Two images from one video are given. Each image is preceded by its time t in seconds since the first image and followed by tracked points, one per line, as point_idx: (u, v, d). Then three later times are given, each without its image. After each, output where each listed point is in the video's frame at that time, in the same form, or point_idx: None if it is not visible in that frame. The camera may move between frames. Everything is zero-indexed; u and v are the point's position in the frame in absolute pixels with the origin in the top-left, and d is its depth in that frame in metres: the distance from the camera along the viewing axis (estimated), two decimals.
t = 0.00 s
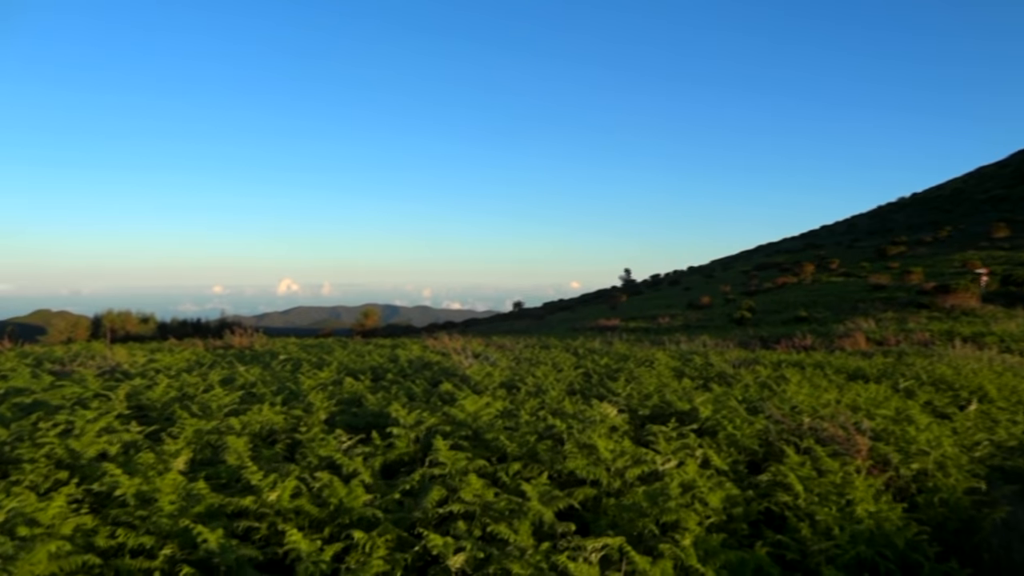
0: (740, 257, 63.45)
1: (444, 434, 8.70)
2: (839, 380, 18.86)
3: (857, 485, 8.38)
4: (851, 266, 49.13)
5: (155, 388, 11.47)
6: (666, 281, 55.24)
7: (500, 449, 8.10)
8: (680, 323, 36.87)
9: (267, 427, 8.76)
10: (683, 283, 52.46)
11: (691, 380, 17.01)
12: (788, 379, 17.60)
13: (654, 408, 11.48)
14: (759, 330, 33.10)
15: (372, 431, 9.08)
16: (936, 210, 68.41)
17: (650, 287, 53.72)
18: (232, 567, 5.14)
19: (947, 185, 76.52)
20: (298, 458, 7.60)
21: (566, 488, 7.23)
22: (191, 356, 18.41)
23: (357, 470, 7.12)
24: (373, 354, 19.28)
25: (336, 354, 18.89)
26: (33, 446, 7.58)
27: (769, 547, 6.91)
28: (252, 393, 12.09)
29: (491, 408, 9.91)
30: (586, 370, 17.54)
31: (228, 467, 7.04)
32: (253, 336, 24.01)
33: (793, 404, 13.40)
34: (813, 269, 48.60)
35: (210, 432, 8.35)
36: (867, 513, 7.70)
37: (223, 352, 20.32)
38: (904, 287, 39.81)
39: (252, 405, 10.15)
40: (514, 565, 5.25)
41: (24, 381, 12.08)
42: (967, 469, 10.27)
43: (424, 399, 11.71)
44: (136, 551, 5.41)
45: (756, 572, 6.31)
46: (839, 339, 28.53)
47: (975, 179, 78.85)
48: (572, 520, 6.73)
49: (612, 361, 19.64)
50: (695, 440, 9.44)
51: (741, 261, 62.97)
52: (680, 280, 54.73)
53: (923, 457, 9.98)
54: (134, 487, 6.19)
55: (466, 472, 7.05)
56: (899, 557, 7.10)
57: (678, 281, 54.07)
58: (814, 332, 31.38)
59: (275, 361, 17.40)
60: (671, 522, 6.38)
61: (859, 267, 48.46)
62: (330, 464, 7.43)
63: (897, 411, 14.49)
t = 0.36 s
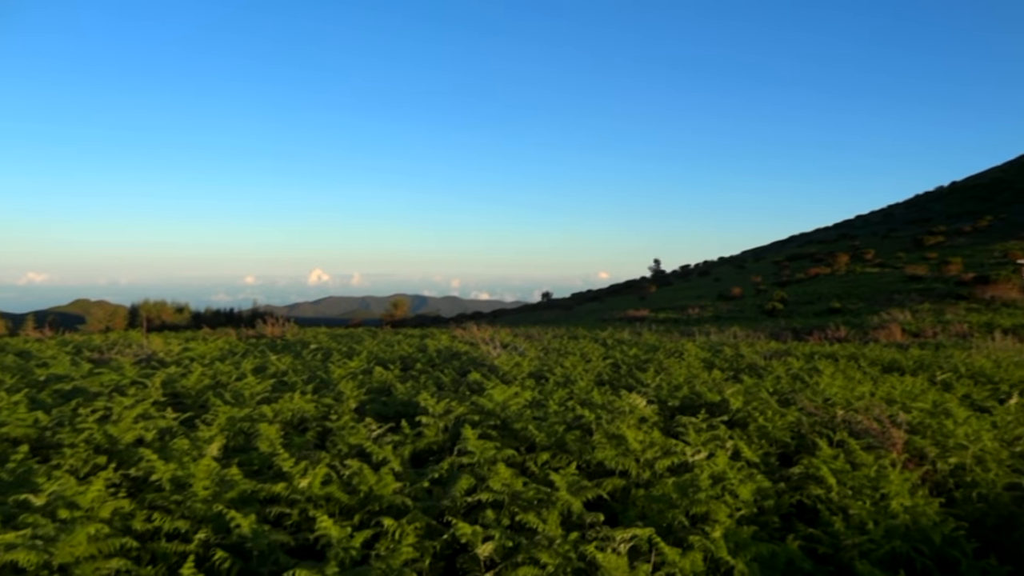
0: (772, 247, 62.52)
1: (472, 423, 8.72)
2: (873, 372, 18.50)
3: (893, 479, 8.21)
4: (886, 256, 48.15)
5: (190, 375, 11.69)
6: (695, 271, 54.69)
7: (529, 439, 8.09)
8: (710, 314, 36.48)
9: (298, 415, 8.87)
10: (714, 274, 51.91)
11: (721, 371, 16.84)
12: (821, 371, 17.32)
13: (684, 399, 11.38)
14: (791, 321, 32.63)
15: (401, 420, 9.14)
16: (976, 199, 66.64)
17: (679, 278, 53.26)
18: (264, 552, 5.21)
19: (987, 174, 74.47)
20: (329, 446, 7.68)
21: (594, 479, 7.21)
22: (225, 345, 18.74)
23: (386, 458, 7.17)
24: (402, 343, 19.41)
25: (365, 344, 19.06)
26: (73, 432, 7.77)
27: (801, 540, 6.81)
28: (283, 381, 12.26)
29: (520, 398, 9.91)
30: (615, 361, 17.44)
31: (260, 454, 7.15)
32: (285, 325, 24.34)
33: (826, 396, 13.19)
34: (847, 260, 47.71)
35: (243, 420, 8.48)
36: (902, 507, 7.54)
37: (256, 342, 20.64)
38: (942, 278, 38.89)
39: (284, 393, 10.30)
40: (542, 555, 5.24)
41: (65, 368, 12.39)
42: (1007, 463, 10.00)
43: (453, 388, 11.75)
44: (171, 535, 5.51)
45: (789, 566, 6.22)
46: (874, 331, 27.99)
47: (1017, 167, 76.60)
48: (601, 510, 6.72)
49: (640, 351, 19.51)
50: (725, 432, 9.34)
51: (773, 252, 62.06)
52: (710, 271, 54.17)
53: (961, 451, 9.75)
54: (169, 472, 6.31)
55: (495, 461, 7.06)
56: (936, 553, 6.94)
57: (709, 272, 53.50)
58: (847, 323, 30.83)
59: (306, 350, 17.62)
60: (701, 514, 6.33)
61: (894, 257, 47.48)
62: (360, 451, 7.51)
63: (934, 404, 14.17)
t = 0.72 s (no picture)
0: (798, 237, 61.73)
1: (494, 413, 8.74)
2: (901, 364, 18.21)
3: (921, 472, 8.07)
4: (915, 246, 47.32)
5: (216, 365, 11.87)
6: (719, 262, 54.21)
7: (551, 429, 8.09)
8: (734, 305, 36.14)
9: (322, 404, 8.96)
10: (738, 265, 51.40)
11: (745, 362, 16.67)
12: (848, 362, 17.08)
13: (708, 390, 11.30)
14: (817, 312, 32.20)
15: (424, 409, 9.19)
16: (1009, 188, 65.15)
17: (703, 269, 52.83)
18: (288, 538, 5.26)
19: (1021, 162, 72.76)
20: (352, 435, 7.74)
21: (617, 469, 7.19)
22: (251, 335, 18.97)
23: (409, 447, 7.21)
24: (425, 334, 19.50)
25: (389, 334, 19.19)
26: (102, 419, 7.93)
27: (826, 532, 6.73)
28: (308, 370, 12.39)
29: (542, 388, 9.91)
30: (638, 352, 17.36)
31: (284, 443, 7.23)
32: (310, 315, 24.58)
33: (853, 388, 13.01)
34: (875, 250, 46.94)
35: (268, 409, 8.58)
36: (930, 499, 7.41)
37: (281, 332, 20.86)
38: (973, 269, 38.10)
39: (308, 382, 10.42)
40: (564, 544, 5.24)
41: (96, 357, 12.64)
42: None
43: (475, 378, 11.79)
44: (198, 521, 5.59)
45: (813, 558, 6.15)
46: (902, 322, 27.53)
47: None
48: (623, 500, 6.69)
49: (664, 342, 19.41)
50: (750, 423, 9.26)
51: (799, 242, 61.26)
52: (734, 262, 53.64)
53: (992, 444, 9.54)
54: (196, 459, 6.41)
55: (517, 451, 7.07)
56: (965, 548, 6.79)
57: (733, 262, 52.98)
58: (875, 314, 30.36)
59: (330, 340, 17.78)
60: (724, 504, 6.29)
61: (924, 247, 46.65)
62: (383, 440, 7.56)
63: (964, 396, 13.90)
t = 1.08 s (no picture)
0: (824, 226, 60.84)
1: (518, 403, 8.72)
2: (931, 355, 17.89)
3: (953, 465, 7.91)
4: (945, 236, 46.44)
5: (243, 354, 12.00)
6: (743, 252, 53.63)
7: (575, 419, 8.05)
8: (759, 295, 35.75)
9: (346, 393, 9.01)
10: (762, 254, 50.82)
11: (771, 353, 16.49)
12: (876, 353, 16.81)
13: (733, 381, 11.18)
14: (844, 303, 31.73)
15: (448, 399, 9.20)
16: None
17: (727, 259, 52.31)
18: (314, 527, 5.29)
19: None
20: (376, 424, 7.78)
21: (641, 460, 7.15)
22: (276, 325, 19.14)
23: (433, 437, 7.23)
24: (447, 324, 19.53)
25: (412, 324, 19.26)
26: (132, 407, 8.04)
27: (855, 525, 6.64)
28: (332, 360, 12.47)
29: (566, 378, 9.87)
30: (661, 342, 17.25)
31: (310, 432, 7.28)
32: (333, 306, 24.74)
33: (881, 379, 12.80)
34: (903, 239, 46.15)
35: (293, 398, 8.65)
36: (962, 493, 7.26)
37: (305, 322, 21.02)
38: (1005, 258, 37.28)
39: (332, 372, 10.49)
40: (589, 534, 5.21)
41: (125, 346, 12.84)
42: None
43: (498, 369, 11.78)
44: (225, 508, 5.65)
45: (842, 551, 6.06)
46: (931, 312, 27.04)
47: None
48: (648, 491, 6.65)
49: (687, 333, 19.26)
50: (776, 414, 9.15)
51: (825, 231, 60.41)
52: (759, 251, 53.04)
53: None
54: (223, 448, 6.48)
55: (541, 441, 7.05)
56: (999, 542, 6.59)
57: (758, 252, 52.41)
58: (903, 305, 29.85)
59: (354, 330, 17.88)
60: (751, 496, 6.22)
61: (953, 236, 45.74)
62: (408, 430, 7.59)
63: (996, 388, 13.61)
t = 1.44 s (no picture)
0: (847, 217, 60.03)
1: (538, 395, 8.71)
2: (957, 348, 17.59)
3: (981, 460, 7.76)
4: (972, 227, 45.61)
5: (264, 345, 12.09)
6: (764, 244, 53.12)
7: (595, 411, 8.02)
8: (780, 287, 35.39)
9: (367, 384, 9.05)
10: (784, 246, 50.28)
11: (793, 346, 16.31)
12: (901, 346, 16.56)
13: (755, 373, 11.07)
14: (867, 295, 31.30)
15: (468, 390, 9.21)
16: None
17: (748, 250, 51.82)
18: (336, 517, 5.31)
19: None
20: (397, 415, 7.79)
21: (663, 452, 7.10)
22: (297, 316, 19.27)
23: (454, 428, 7.23)
24: (466, 315, 19.54)
25: (431, 315, 19.30)
26: (156, 397, 8.13)
27: (881, 521, 6.54)
28: (353, 351, 12.53)
29: (586, 369, 9.84)
30: (681, 334, 17.12)
31: (331, 422, 7.31)
32: (353, 297, 24.86)
33: (906, 372, 12.61)
34: (928, 231, 45.40)
35: (314, 388, 8.70)
36: (991, 488, 7.12)
37: (325, 313, 21.15)
38: None
39: (353, 362, 10.54)
40: (611, 528, 5.18)
41: (148, 336, 13.00)
42: None
43: (518, 360, 11.76)
44: (248, 498, 5.68)
45: (867, 547, 5.98)
46: (957, 305, 26.59)
47: None
48: (669, 485, 6.60)
49: (708, 325, 19.12)
50: (799, 407, 9.04)
51: (848, 223, 59.59)
52: (780, 243, 52.47)
53: None
54: (246, 438, 6.53)
55: (561, 433, 7.03)
56: None
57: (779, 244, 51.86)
58: (928, 297, 29.38)
59: (374, 321, 17.95)
60: (774, 491, 6.15)
61: (980, 228, 44.90)
62: (428, 421, 7.59)
63: None
